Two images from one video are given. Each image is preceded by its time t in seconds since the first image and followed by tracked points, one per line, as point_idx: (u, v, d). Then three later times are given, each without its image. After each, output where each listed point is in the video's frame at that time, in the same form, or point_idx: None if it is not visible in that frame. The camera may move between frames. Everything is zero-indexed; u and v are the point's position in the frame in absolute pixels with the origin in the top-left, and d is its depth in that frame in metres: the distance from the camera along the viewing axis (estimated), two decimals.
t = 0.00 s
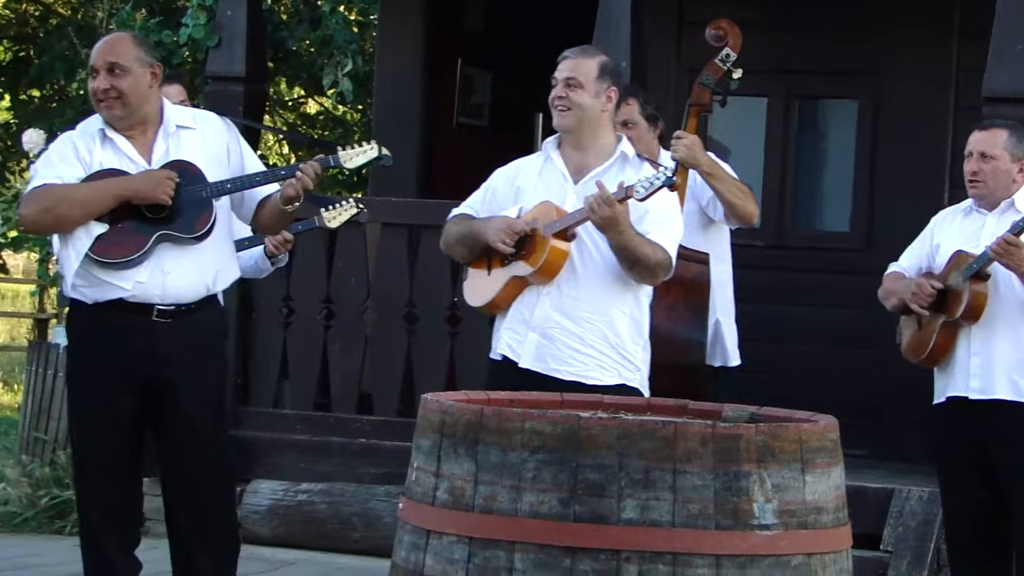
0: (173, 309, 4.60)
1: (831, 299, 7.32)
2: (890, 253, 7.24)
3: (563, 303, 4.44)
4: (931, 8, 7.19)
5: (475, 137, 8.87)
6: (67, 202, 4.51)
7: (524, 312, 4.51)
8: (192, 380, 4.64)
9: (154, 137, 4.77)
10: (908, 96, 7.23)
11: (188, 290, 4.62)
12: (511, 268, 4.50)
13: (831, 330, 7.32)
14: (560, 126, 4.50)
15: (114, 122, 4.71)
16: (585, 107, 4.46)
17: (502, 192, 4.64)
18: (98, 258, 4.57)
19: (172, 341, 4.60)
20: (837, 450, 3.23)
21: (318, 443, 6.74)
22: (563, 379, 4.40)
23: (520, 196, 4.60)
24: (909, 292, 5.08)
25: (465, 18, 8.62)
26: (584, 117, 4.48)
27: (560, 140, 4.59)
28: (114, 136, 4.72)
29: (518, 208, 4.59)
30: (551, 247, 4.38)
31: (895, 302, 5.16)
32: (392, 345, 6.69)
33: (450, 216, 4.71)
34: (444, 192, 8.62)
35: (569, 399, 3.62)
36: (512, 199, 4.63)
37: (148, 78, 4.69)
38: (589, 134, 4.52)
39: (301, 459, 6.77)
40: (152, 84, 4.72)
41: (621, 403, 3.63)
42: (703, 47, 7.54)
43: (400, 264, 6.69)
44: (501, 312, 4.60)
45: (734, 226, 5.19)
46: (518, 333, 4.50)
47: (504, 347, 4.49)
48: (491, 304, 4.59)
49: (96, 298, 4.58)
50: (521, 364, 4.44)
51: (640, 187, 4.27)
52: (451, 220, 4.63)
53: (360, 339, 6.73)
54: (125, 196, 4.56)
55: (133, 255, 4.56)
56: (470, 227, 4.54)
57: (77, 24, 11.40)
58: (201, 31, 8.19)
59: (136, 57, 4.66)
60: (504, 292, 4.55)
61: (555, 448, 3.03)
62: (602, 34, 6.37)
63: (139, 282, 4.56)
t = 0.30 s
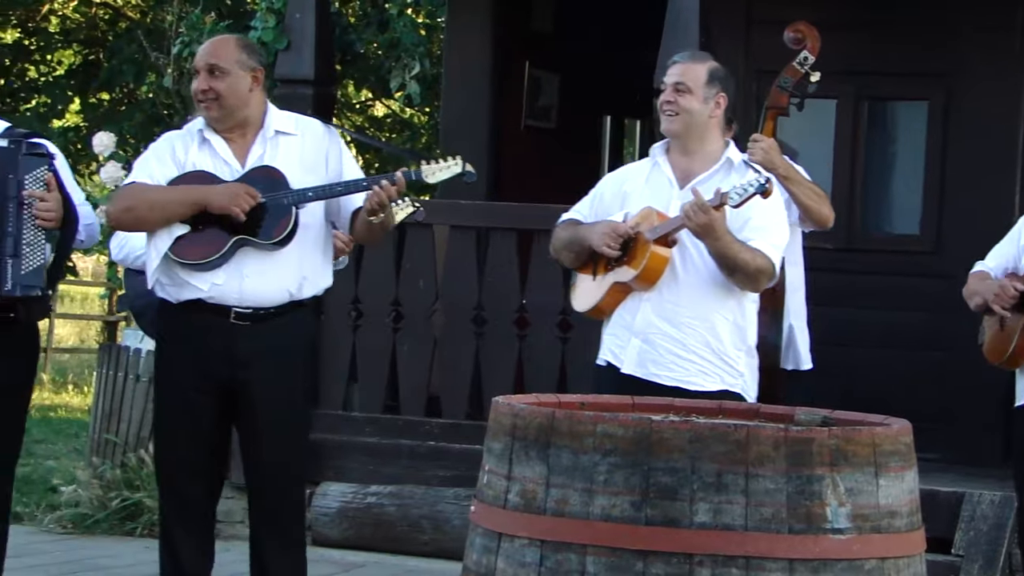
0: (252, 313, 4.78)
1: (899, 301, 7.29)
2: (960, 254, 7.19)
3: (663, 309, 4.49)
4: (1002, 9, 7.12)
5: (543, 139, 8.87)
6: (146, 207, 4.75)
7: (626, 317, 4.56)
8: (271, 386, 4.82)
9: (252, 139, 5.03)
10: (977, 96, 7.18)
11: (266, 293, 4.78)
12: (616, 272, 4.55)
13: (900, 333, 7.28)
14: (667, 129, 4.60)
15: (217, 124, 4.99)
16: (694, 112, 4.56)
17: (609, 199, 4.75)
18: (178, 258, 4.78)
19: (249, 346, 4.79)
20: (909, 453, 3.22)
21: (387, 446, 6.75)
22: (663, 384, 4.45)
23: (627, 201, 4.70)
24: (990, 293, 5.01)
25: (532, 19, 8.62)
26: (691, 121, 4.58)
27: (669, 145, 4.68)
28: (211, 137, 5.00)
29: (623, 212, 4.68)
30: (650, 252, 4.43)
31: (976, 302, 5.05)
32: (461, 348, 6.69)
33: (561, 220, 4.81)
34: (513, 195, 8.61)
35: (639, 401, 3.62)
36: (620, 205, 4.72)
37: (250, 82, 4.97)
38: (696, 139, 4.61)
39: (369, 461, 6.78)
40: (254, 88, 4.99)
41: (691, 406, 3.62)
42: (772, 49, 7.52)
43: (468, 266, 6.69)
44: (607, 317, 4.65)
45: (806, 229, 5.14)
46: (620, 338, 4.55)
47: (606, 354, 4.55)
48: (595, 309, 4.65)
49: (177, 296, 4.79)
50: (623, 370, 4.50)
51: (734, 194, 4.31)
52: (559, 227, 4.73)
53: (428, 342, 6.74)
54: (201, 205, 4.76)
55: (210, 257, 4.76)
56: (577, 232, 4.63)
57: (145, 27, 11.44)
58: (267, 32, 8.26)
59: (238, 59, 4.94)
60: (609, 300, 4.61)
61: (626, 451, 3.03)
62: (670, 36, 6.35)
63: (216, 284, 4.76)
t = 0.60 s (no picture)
0: (332, 314, 4.52)
1: (970, 305, 7.25)
2: None
3: (757, 314, 4.51)
4: None
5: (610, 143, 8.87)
6: (232, 204, 4.58)
7: (720, 322, 4.61)
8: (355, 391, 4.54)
9: (350, 144, 4.71)
10: None
11: (348, 294, 4.52)
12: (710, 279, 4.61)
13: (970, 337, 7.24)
14: (760, 135, 4.61)
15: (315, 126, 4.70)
16: (789, 118, 4.56)
17: (704, 206, 4.77)
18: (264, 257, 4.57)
19: (330, 349, 4.52)
20: (981, 457, 3.21)
21: (455, 448, 6.75)
22: (756, 390, 4.48)
23: (722, 207, 4.72)
24: None
25: (599, 22, 8.63)
26: (785, 127, 4.57)
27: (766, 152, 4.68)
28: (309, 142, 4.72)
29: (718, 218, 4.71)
30: (744, 260, 4.46)
31: None
32: (529, 350, 6.69)
33: (656, 226, 4.85)
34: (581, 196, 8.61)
35: (710, 403, 3.62)
36: (714, 210, 4.75)
37: (350, 86, 4.65)
38: (789, 146, 4.60)
39: (436, 465, 6.78)
40: (356, 92, 4.68)
41: (762, 409, 3.62)
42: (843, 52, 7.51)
43: (536, 268, 6.70)
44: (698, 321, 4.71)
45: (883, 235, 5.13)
46: (714, 344, 4.60)
47: (699, 358, 4.61)
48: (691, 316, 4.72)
49: (263, 297, 4.59)
50: (717, 376, 4.54)
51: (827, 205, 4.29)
52: (655, 231, 4.80)
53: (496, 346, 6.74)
54: (284, 200, 4.54)
55: (290, 255, 4.53)
56: (671, 237, 4.71)
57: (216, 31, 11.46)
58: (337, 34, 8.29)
59: (339, 63, 4.62)
60: (702, 307, 4.67)
61: (697, 454, 3.02)
62: (738, 39, 6.34)
63: (297, 284, 4.53)
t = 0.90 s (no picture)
0: (397, 320, 4.50)
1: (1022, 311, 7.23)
2: None
3: (818, 319, 4.56)
4: None
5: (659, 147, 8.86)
6: (298, 209, 4.58)
7: (780, 327, 4.65)
8: (422, 397, 4.53)
9: (424, 151, 4.70)
10: None
11: (411, 301, 4.49)
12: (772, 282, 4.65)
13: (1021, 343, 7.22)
14: (825, 140, 4.61)
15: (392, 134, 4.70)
16: (854, 124, 4.55)
17: (767, 209, 4.81)
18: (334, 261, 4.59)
19: (396, 353, 4.51)
20: None
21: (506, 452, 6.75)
22: (815, 395, 4.52)
23: (785, 210, 4.75)
24: None
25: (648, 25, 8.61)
26: (849, 132, 4.57)
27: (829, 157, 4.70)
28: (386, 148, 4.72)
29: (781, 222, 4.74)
30: (807, 263, 4.50)
31: None
32: (579, 355, 6.69)
33: (718, 227, 4.89)
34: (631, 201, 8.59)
35: (761, 409, 3.62)
36: (776, 214, 4.78)
37: (429, 92, 4.65)
38: (853, 151, 4.61)
39: (486, 468, 6.81)
40: (434, 100, 4.67)
41: (814, 414, 3.61)
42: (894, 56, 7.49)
43: (586, 273, 6.69)
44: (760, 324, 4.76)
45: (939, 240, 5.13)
46: (774, 348, 4.64)
47: (759, 362, 4.66)
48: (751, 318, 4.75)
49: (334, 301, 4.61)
50: (777, 380, 4.59)
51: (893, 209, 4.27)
52: (715, 234, 4.83)
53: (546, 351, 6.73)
54: (347, 211, 4.53)
55: (355, 260, 4.53)
56: (732, 240, 4.74)
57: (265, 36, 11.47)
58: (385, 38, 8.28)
59: (418, 71, 4.62)
60: (763, 310, 4.71)
61: (751, 460, 3.02)
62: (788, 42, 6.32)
63: (362, 289, 4.53)
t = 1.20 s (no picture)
0: (473, 330, 4.50)
1: None
2: None
3: (885, 327, 4.55)
4: None
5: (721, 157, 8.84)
6: (372, 221, 4.65)
7: (846, 336, 4.65)
8: (494, 405, 4.52)
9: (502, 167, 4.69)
10: None
11: (487, 311, 4.50)
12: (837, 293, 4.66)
13: None
14: (894, 155, 4.59)
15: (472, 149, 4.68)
16: (922, 136, 4.54)
17: (834, 221, 4.80)
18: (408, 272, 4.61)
19: (471, 365, 4.50)
20: None
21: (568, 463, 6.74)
22: (881, 405, 4.53)
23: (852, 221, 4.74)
24: None
25: (710, 35, 8.59)
26: (918, 145, 4.56)
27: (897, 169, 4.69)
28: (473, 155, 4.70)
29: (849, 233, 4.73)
30: (872, 273, 4.51)
31: None
32: (641, 365, 6.68)
33: (786, 239, 4.89)
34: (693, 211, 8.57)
35: (827, 421, 3.61)
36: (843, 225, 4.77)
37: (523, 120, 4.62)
38: (922, 162, 4.60)
39: (548, 478, 6.81)
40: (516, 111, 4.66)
41: (879, 426, 3.60)
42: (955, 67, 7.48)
43: (649, 283, 6.68)
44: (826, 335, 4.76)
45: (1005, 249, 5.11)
46: (841, 358, 4.64)
47: (827, 372, 4.66)
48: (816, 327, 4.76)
49: (408, 312, 4.62)
50: (844, 391, 4.59)
51: (958, 214, 4.26)
52: (783, 247, 4.84)
53: (608, 362, 6.73)
54: (419, 221, 4.58)
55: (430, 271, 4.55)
56: (797, 254, 4.76)
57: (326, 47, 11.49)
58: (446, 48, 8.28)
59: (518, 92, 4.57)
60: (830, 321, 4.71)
61: (818, 471, 3.00)
62: (850, 52, 6.31)
63: (437, 299, 4.54)
